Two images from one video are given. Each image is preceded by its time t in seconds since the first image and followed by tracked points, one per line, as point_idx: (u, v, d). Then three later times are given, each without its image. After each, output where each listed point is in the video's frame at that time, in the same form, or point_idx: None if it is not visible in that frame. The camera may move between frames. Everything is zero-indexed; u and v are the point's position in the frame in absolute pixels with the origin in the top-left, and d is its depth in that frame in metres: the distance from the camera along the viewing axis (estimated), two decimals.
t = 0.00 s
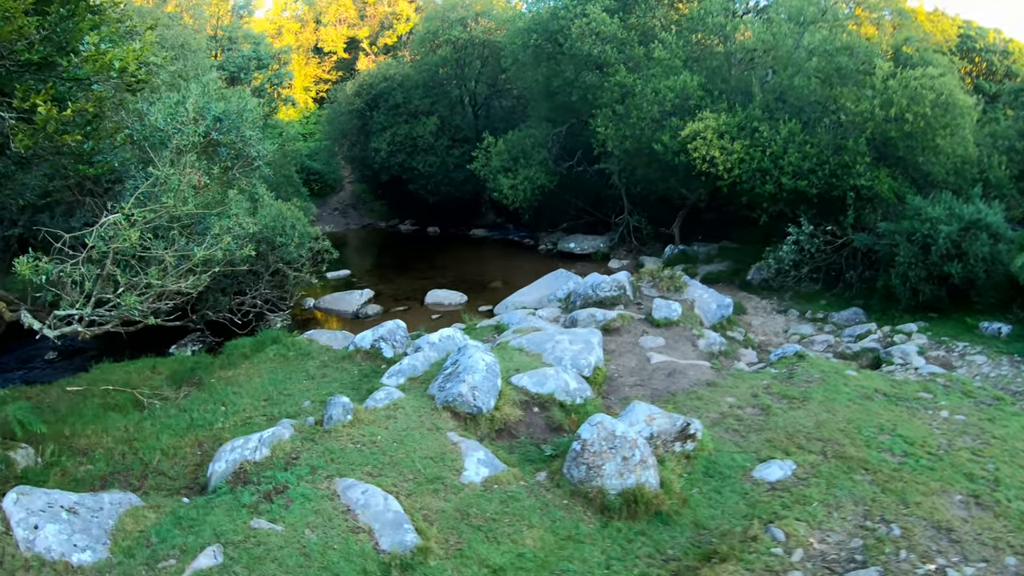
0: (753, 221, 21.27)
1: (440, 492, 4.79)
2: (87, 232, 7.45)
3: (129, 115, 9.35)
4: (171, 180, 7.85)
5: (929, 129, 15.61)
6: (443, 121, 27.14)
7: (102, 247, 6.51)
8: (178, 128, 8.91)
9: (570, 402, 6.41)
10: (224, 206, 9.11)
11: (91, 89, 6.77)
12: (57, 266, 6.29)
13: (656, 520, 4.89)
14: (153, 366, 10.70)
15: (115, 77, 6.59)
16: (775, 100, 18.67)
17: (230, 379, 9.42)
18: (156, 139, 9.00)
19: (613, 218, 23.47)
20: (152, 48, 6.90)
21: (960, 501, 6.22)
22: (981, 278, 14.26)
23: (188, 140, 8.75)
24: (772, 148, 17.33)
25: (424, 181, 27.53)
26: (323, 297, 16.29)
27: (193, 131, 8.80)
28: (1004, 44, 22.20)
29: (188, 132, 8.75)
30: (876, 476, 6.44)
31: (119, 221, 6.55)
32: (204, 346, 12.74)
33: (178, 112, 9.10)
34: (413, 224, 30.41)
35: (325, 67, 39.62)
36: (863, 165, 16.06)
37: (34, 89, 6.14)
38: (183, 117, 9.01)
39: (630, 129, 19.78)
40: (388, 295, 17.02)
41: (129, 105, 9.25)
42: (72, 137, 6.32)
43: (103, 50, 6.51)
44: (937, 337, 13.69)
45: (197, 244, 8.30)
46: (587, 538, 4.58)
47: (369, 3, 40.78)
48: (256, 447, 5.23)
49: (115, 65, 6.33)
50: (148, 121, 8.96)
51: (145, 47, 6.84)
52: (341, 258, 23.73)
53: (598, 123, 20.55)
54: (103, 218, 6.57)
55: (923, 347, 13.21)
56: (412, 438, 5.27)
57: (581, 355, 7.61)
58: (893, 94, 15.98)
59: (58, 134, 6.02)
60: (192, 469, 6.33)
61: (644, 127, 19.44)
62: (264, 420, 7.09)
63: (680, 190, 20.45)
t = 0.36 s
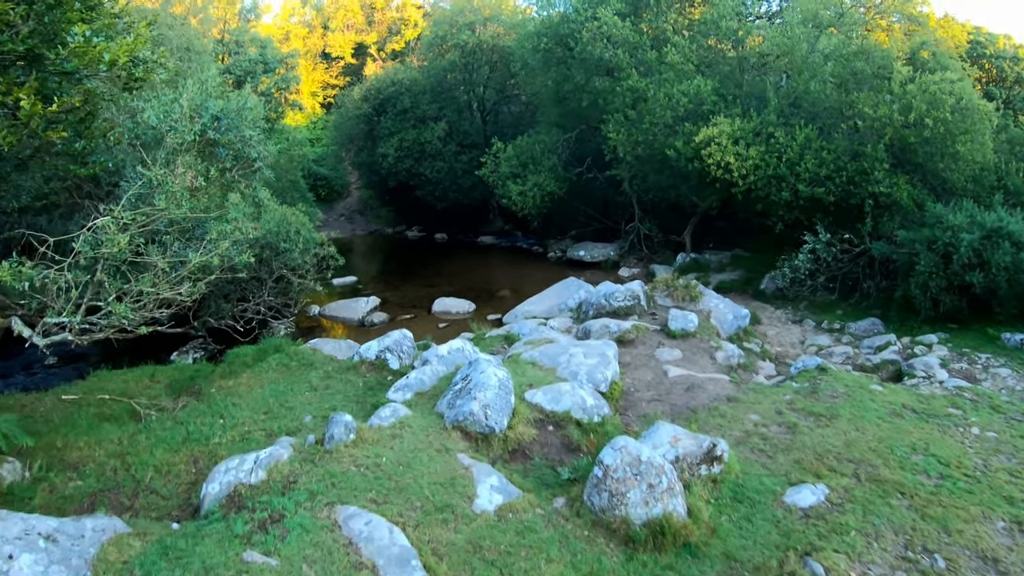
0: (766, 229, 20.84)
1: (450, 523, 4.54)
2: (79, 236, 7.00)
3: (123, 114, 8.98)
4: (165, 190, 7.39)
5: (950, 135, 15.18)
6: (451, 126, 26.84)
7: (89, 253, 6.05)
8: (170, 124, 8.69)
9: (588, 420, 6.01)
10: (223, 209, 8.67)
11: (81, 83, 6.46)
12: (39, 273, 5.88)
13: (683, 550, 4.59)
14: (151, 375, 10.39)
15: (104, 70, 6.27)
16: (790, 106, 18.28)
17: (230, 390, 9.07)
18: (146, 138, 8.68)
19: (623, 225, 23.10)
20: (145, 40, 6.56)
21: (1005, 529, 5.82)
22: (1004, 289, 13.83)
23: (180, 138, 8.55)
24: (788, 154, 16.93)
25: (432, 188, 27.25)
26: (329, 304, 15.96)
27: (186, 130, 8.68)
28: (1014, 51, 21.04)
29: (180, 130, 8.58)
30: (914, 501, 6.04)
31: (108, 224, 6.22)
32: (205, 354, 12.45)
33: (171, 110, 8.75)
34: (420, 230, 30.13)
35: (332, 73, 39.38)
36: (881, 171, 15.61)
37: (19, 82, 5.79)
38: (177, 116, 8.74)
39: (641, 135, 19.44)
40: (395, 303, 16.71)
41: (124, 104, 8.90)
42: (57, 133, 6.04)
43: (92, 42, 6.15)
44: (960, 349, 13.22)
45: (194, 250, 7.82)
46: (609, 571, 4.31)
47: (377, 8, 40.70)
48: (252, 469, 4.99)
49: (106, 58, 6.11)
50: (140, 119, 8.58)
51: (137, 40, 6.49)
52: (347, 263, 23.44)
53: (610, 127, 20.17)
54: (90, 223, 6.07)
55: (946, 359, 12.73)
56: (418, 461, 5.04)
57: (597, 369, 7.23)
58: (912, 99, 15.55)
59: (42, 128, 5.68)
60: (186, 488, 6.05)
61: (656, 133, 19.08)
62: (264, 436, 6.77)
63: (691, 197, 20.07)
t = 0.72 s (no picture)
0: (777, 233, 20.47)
1: (456, 551, 4.26)
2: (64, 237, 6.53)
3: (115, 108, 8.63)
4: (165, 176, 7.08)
5: (967, 140, 14.81)
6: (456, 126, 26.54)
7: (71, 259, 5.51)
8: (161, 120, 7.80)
9: (601, 436, 5.74)
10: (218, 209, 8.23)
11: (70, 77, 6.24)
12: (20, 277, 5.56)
13: None
14: (147, 378, 10.11)
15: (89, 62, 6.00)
16: (802, 108, 17.92)
17: (227, 395, 8.78)
18: (134, 134, 7.73)
19: (630, 227, 22.78)
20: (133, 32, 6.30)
21: None
22: None
23: (171, 135, 7.70)
24: (800, 157, 16.57)
25: (436, 188, 26.98)
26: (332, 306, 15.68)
27: (179, 126, 7.83)
28: None
29: (171, 124, 7.72)
30: (945, 525, 5.71)
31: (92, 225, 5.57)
32: (204, 356, 12.20)
33: (160, 102, 7.90)
34: (424, 231, 29.85)
35: (337, 72, 39.09)
36: (896, 175, 15.22)
37: None
38: (169, 110, 7.91)
39: (650, 136, 19.11)
40: (398, 305, 16.43)
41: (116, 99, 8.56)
42: (39, 130, 5.78)
43: (77, 32, 5.86)
44: (977, 358, 12.84)
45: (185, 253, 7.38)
46: None
47: (383, 8, 40.43)
48: (244, 488, 4.86)
49: (91, 48, 5.77)
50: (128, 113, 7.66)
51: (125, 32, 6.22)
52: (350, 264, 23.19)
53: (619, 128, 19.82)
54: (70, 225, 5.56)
55: (963, 369, 12.36)
56: (422, 482, 4.84)
57: (610, 380, 6.92)
58: (928, 102, 15.14)
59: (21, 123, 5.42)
60: (176, 504, 5.83)
61: (666, 134, 18.75)
62: (260, 448, 6.52)
63: (700, 200, 19.73)
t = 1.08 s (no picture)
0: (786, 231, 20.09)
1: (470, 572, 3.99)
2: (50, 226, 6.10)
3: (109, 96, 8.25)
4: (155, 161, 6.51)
5: (985, 138, 14.43)
6: (461, 122, 26.19)
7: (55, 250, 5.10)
8: (153, 102, 7.26)
9: (620, 442, 5.40)
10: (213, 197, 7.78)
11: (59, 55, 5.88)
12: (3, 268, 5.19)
13: None
14: (143, 376, 9.79)
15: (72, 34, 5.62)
16: (815, 105, 17.55)
17: (224, 393, 8.44)
18: (124, 113, 7.31)
19: (637, 225, 22.43)
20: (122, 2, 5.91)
21: None
22: None
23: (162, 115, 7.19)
24: (813, 155, 16.19)
25: (440, 184, 26.64)
26: (333, 302, 15.33)
27: (171, 107, 7.24)
28: None
29: (164, 105, 7.19)
30: (983, 539, 5.38)
31: (76, 213, 5.09)
32: (202, 353, 11.87)
33: (153, 81, 7.49)
34: (427, 227, 29.50)
35: (341, 68, 38.92)
36: (911, 174, 14.85)
37: None
38: (162, 92, 7.36)
39: (660, 133, 18.77)
40: (401, 302, 16.10)
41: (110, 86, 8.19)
42: (17, 108, 5.36)
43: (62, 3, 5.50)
44: (995, 362, 12.48)
45: (177, 242, 6.98)
46: None
47: (387, 3, 40.12)
48: (237, 499, 4.59)
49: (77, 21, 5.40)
50: (118, 91, 7.19)
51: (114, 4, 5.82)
52: (353, 260, 22.85)
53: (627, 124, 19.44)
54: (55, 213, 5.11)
55: (981, 372, 12.00)
56: (432, 494, 4.56)
57: (627, 385, 6.58)
58: (945, 100, 14.78)
59: None
60: (167, 512, 5.51)
61: (676, 131, 18.40)
62: (256, 452, 6.19)
63: (708, 199, 19.38)
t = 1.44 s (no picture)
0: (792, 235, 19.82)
1: None
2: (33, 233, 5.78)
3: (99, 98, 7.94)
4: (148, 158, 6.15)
5: (996, 141, 14.15)
6: (461, 125, 25.93)
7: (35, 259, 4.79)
8: (140, 102, 6.77)
9: (636, 462, 5.34)
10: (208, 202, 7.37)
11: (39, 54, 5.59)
12: None
13: None
14: (137, 386, 9.49)
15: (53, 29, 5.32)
16: (822, 108, 17.26)
17: (221, 405, 8.16)
18: (109, 114, 6.58)
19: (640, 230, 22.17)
20: None
21: None
22: None
23: (149, 114, 6.67)
24: (821, 159, 15.92)
25: (441, 189, 26.40)
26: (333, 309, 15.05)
27: (159, 106, 6.82)
28: None
29: (152, 104, 6.76)
30: (1017, 562, 5.10)
31: (56, 220, 4.81)
32: (199, 361, 11.61)
33: (140, 80, 6.92)
34: (427, 232, 29.24)
35: (340, 71, 38.61)
36: (921, 178, 14.58)
37: None
38: (149, 90, 6.93)
39: (664, 136, 18.51)
40: (401, 308, 15.82)
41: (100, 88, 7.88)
42: None
43: None
44: (1009, 370, 12.20)
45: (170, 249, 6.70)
46: None
47: (386, 6, 39.99)
48: (231, 529, 4.47)
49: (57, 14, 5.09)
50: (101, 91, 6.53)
51: None
52: (353, 265, 22.60)
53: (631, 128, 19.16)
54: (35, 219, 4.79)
55: (995, 381, 11.71)
56: (439, 525, 4.41)
57: (640, 398, 6.32)
58: (955, 103, 14.50)
59: None
60: (158, 537, 5.23)
61: (681, 134, 18.13)
62: (252, 472, 5.91)
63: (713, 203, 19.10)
